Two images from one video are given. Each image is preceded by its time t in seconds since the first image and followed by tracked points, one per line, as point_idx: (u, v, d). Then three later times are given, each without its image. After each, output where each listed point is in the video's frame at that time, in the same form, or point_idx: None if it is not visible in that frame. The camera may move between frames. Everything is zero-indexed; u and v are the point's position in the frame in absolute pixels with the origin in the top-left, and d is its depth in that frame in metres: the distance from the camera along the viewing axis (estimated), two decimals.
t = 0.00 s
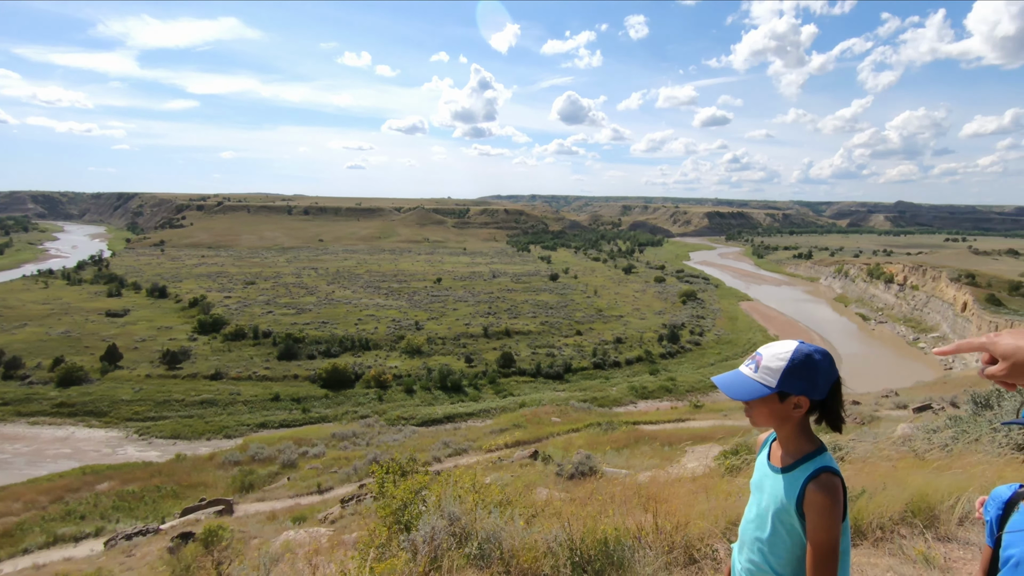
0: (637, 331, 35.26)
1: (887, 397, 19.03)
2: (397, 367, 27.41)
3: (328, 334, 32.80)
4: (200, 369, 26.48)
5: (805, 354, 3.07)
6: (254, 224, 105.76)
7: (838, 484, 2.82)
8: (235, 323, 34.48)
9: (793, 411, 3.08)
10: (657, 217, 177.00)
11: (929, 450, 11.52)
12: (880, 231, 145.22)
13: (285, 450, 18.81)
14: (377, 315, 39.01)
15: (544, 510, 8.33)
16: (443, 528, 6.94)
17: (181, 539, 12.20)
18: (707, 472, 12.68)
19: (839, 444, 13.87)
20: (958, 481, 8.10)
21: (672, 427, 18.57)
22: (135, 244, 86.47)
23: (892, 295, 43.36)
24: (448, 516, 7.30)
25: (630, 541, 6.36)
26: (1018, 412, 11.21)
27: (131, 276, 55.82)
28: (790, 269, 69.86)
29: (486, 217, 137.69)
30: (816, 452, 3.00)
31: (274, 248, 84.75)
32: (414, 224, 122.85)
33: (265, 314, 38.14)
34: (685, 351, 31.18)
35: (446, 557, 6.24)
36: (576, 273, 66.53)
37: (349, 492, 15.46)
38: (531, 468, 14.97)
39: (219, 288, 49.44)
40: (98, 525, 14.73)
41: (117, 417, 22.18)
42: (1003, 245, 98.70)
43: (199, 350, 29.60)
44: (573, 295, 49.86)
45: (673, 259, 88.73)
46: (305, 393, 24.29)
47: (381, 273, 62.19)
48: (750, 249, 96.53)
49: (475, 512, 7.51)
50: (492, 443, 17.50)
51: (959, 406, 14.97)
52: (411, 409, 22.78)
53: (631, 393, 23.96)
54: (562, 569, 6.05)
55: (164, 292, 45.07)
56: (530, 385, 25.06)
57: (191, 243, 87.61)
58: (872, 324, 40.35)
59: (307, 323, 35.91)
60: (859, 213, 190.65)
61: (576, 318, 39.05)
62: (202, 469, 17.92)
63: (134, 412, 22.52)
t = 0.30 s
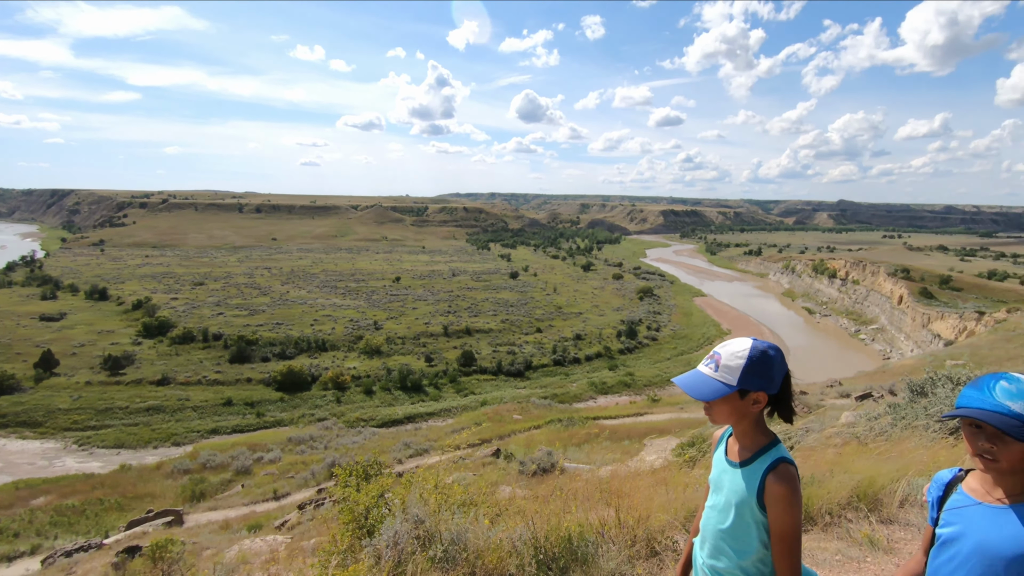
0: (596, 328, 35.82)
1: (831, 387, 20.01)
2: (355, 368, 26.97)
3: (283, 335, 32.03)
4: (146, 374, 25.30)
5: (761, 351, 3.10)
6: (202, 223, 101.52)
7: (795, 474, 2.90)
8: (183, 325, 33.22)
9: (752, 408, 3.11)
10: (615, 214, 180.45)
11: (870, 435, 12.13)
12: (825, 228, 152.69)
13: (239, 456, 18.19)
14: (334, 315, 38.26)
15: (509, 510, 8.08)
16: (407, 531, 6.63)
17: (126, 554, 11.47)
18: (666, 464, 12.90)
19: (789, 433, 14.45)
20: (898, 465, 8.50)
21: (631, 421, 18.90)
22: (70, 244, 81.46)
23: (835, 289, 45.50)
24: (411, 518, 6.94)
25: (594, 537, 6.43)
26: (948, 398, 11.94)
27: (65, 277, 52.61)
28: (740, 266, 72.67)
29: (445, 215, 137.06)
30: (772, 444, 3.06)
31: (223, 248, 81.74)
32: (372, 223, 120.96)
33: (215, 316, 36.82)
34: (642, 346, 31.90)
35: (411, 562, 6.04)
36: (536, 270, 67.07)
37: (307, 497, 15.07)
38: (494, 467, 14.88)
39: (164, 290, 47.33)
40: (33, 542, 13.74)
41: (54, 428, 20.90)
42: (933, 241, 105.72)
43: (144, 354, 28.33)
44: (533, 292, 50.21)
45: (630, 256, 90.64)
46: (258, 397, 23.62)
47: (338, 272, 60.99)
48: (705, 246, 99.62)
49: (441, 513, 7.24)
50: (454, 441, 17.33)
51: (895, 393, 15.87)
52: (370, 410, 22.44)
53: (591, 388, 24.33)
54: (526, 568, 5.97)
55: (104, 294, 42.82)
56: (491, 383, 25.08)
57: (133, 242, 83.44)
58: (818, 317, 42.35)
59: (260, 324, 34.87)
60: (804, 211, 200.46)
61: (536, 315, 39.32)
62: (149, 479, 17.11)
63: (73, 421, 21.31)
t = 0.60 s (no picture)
0: (561, 326, 36.14)
1: (785, 380, 20.75)
2: (317, 371, 26.43)
3: (240, 338, 31.13)
4: (92, 382, 24.09)
5: (716, 344, 3.12)
6: (152, 224, 97.28)
7: (747, 462, 2.88)
8: (132, 329, 31.86)
9: (708, 399, 3.11)
10: (579, 213, 182.67)
11: (821, 425, 12.59)
12: (780, 228, 158.81)
13: (194, 464, 17.53)
14: (294, 317, 37.42)
15: (475, 509, 7.93)
16: (371, 535, 6.40)
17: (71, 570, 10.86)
18: (629, 459, 13.02)
19: (746, 425, 14.87)
20: (847, 452, 8.82)
21: (595, 418, 19.14)
22: (6, 245, 76.54)
23: (789, 286, 47.26)
24: (374, 521, 6.68)
25: (559, 533, 6.38)
26: (891, 389, 12.51)
27: None
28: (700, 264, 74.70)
29: (408, 215, 135.81)
30: (727, 434, 3.06)
31: (175, 248, 78.75)
32: (333, 222, 118.67)
33: (167, 319, 35.43)
34: (606, 344, 32.37)
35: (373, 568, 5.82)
36: (501, 270, 67.20)
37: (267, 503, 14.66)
38: (459, 467, 14.73)
39: (111, 293, 45.18)
40: None
41: None
42: (876, 239, 111.75)
43: (89, 360, 26.99)
44: (498, 292, 50.29)
45: (594, 255, 91.92)
46: (215, 402, 22.87)
47: (298, 273, 59.60)
48: (667, 245, 102.05)
49: (406, 514, 7.04)
50: (420, 443, 17.14)
51: (844, 385, 16.56)
52: (333, 413, 22.03)
53: (556, 386, 24.53)
54: (492, 569, 5.82)
55: (46, 298, 40.61)
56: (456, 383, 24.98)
57: (78, 244, 79.31)
58: (773, 313, 43.91)
59: (215, 327, 33.76)
60: (759, 210, 208.48)
61: (501, 314, 39.39)
62: (96, 492, 16.28)
63: (10, 433, 20.06)
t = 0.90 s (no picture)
0: (535, 328, 36.30)
1: (754, 379, 21.21)
2: (288, 375, 25.98)
3: (208, 343, 30.41)
4: (50, 390, 23.19)
5: (688, 338, 3.17)
6: (114, 226, 94.08)
7: (718, 453, 2.90)
8: (93, 335, 30.81)
9: (681, 392, 3.15)
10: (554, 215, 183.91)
11: (787, 421, 12.83)
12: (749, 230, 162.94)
13: (159, 473, 17.01)
14: (263, 320, 36.70)
15: (452, 508, 7.84)
16: (344, 537, 6.26)
17: None
18: (604, 458, 12.99)
19: (717, 423, 15.10)
20: (813, 446, 8.89)
21: (569, 419, 19.26)
22: None
23: (758, 287, 48.44)
24: (349, 525, 6.58)
25: (534, 531, 6.33)
26: (856, 387, 12.77)
27: None
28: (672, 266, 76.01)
29: (381, 216, 134.49)
30: (699, 426, 3.08)
31: (138, 250, 76.43)
32: (304, 224, 116.79)
33: (130, 324, 34.33)
34: (581, 345, 32.65)
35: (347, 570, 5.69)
36: (475, 272, 67.10)
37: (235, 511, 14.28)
38: (434, 470, 14.46)
39: (69, 296, 43.54)
40: None
41: None
42: (840, 241, 115.56)
43: (47, 367, 25.96)
44: (473, 294, 50.22)
45: (568, 257, 92.67)
46: (181, 409, 22.29)
47: (268, 275, 58.44)
48: (639, 247, 103.76)
49: (381, 516, 6.92)
50: (394, 447, 16.94)
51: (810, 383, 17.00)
52: (304, 418, 21.66)
53: (531, 388, 24.61)
54: (468, 568, 5.69)
55: None
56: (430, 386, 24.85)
57: (35, 246, 76.08)
58: (743, 313, 44.92)
59: (181, 332, 32.90)
60: (727, 213, 213.98)
61: (476, 317, 39.33)
62: (53, 503, 15.64)
63: None
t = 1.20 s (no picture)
0: (518, 333, 36.34)
1: (734, 383, 21.49)
2: (267, 381, 25.61)
3: (184, 348, 29.86)
4: (18, 397, 22.49)
5: (670, 341, 3.19)
6: (87, 229, 91.82)
7: (703, 453, 2.95)
8: (63, 340, 30.01)
9: (664, 394, 3.18)
10: (537, 220, 184.64)
11: (767, 421, 12.99)
12: (729, 236, 165.60)
13: (133, 482, 16.58)
14: (241, 325, 36.14)
15: (436, 513, 7.76)
16: (327, 544, 6.22)
17: None
18: (586, 462, 12.93)
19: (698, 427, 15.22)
20: (792, 446, 8.96)
21: (552, 424, 19.29)
22: None
23: (737, 293, 49.18)
24: (330, 531, 6.51)
25: (519, 536, 6.30)
26: (834, 388, 12.85)
27: None
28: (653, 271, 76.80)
29: (363, 220, 133.69)
30: (685, 427, 3.11)
31: (111, 254, 74.66)
32: (284, 228, 115.45)
33: (102, 329, 33.52)
34: (562, 350, 32.79)
35: None
36: (458, 277, 66.94)
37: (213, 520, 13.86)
38: (417, 476, 14.18)
39: (38, 301, 42.32)
40: None
41: None
42: (816, 248, 118.12)
43: (13, 374, 25.17)
44: (454, 299, 50.13)
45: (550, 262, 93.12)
46: (155, 416, 21.82)
47: (246, 280, 57.58)
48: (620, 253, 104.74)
49: (363, 522, 6.85)
50: (375, 453, 16.74)
51: (788, 386, 17.29)
52: (283, 425, 21.37)
53: (513, 394, 24.61)
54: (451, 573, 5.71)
55: None
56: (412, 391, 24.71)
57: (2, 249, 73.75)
58: (722, 318, 45.58)
59: (156, 337, 32.22)
60: (708, 219, 217.39)
61: (458, 322, 39.22)
62: (20, 515, 15.12)
63: None
